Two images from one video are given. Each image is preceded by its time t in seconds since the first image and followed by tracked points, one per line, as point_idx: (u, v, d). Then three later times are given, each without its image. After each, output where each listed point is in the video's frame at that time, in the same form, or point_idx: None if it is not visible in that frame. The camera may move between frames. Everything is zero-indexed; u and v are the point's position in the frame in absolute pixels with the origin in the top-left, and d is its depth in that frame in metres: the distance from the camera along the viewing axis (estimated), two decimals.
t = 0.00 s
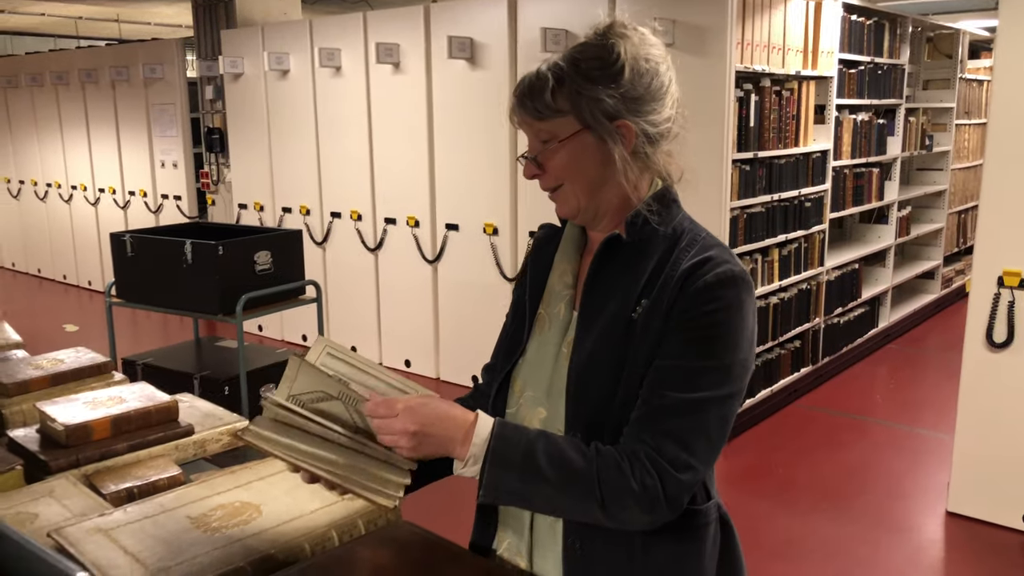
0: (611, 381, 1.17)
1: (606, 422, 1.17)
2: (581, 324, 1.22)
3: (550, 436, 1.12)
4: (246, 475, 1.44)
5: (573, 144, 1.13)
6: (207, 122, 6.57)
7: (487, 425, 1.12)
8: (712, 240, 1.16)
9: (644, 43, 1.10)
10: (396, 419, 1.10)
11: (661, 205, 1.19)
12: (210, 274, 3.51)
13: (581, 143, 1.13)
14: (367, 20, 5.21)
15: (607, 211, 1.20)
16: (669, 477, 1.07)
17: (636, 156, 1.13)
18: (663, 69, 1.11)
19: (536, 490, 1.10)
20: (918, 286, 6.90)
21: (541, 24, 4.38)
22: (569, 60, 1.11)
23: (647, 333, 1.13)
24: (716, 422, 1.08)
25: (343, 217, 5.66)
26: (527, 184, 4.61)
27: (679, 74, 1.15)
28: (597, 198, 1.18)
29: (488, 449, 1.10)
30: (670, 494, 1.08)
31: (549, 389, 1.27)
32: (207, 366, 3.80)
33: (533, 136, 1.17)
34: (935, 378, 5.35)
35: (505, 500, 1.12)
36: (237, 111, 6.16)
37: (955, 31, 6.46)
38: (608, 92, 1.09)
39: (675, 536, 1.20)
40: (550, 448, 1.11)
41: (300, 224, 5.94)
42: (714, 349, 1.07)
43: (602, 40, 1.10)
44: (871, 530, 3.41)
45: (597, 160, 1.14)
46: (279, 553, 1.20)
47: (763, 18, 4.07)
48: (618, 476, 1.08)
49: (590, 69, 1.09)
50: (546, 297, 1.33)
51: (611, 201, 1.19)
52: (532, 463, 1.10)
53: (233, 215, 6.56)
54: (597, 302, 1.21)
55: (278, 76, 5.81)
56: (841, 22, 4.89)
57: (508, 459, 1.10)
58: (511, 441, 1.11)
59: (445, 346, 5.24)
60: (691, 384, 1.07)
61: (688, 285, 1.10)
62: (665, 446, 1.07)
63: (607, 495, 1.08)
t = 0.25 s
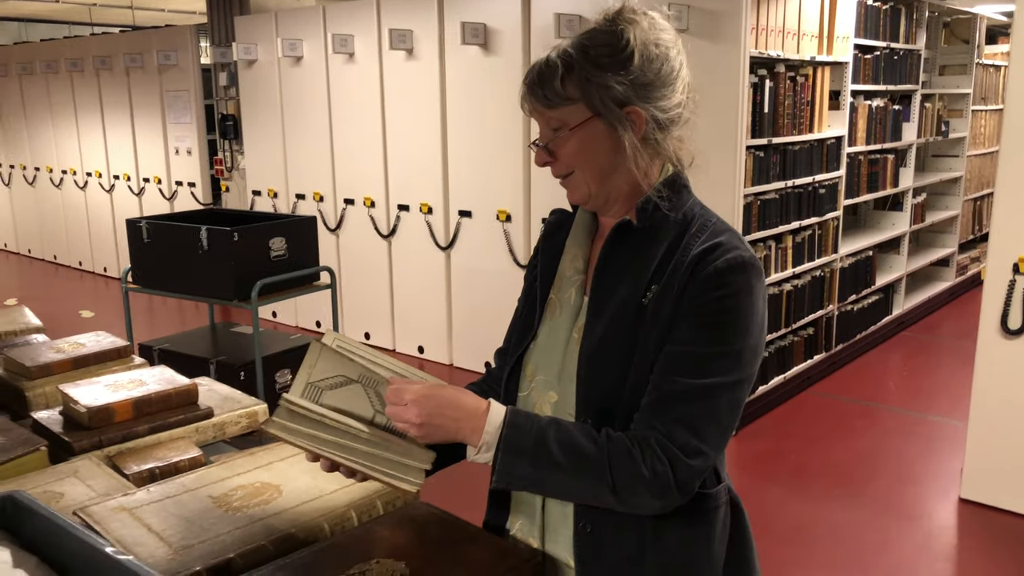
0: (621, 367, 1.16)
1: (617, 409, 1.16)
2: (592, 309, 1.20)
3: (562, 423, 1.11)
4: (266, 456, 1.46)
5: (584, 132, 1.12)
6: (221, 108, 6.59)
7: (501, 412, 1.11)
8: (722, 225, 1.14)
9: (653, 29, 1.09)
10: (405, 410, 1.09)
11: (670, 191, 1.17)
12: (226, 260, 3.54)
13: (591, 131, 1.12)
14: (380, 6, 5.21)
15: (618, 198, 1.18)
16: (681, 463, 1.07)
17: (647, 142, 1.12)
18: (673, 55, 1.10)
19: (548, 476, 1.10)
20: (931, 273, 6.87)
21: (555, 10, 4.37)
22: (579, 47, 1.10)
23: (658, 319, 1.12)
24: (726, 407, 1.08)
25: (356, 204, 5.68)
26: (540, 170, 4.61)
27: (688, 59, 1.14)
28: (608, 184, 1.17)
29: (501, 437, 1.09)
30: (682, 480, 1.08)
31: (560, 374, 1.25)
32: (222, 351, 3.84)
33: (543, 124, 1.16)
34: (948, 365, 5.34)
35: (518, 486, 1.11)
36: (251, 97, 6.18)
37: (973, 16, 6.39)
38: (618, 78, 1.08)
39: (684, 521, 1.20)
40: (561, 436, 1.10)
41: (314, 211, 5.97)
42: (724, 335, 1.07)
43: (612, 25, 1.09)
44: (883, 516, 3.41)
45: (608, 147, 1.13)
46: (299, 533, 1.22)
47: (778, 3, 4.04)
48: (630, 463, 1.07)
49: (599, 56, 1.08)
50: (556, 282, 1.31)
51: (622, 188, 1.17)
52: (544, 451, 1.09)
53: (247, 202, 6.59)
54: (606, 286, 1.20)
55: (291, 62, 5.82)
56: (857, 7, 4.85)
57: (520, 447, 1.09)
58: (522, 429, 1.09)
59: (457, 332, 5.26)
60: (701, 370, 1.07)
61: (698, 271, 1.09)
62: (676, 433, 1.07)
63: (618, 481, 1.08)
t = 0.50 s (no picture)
0: (642, 369, 1.14)
1: (639, 410, 1.15)
2: (612, 311, 1.18)
3: (586, 426, 1.11)
4: (287, 456, 1.47)
5: (603, 136, 1.08)
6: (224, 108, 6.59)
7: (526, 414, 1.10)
8: (742, 225, 1.12)
9: (670, 29, 1.04)
10: (432, 415, 1.08)
11: (689, 190, 1.15)
12: (234, 260, 3.54)
13: (610, 134, 1.08)
14: (384, 5, 5.21)
15: (637, 200, 1.15)
16: (706, 464, 1.06)
17: (665, 144, 1.08)
18: (690, 54, 1.05)
19: (573, 478, 1.10)
20: (935, 268, 6.87)
21: (559, 8, 4.37)
22: (594, 49, 1.06)
23: (679, 320, 1.10)
24: (749, 408, 1.07)
25: (360, 203, 5.68)
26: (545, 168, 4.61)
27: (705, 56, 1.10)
28: (627, 186, 1.13)
29: (525, 441, 1.09)
30: (707, 480, 1.07)
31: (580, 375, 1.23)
32: (230, 351, 3.84)
33: (560, 127, 1.12)
34: (954, 360, 5.34)
35: (544, 487, 1.11)
36: (255, 97, 6.18)
37: (975, 11, 6.38)
38: (636, 81, 1.04)
39: (708, 519, 1.19)
40: (586, 439, 1.10)
41: (318, 210, 5.97)
42: (746, 337, 1.05)
43: (628, 26, 1.04)
44: (892, 511, 3.41)
45: (627, 150, 1.09)
46: (325, 532, 1.23)
47: None
48: (655, 466, 1.07)
49: (616, 58, 1.04)
50: (576, 284, 1.28)
51: (641, 189, 1.14)
52: (570, 455, 1.09)
53: (251, 201, 6.60)
54: (626, 287, 1.18)
55: (295, 62, 5.83)
56: (860, 3, 4.85)
57: (546, 450, 1.09)
58: (548, 432, 1.09)
59: (463, 329, 5.27)
60: (724, 371, 1.06)
61: (719, 271, 1.07)
62: (700, 434, 1.06)
63: (643, 482, 1.08)
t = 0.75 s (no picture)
0: (665, 371, 1.14)
1: (662, 412, 1.15)
2: (633, 313, 1.18)
3: (611, 427, 1.10)
4: (303, 461, 1.47)
5: (625, 137, 1.08)
6: (214, 112, 6.52)
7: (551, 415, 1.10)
8: (764, 226, 1.12)
9: (692, 30, 1.04)
10: (457, 417, 1.08)
11: (710, 191, 1.15)
12: (229, 264, 3.52)
13: (632, 135, 1.08)
14: (375, 7, 5.20)
15: (657, 201, 1.15)
16: (731, 465, 1.06)
17: (686, 145, 1.08)
18: (711, 56, 1.05)
19: (598, 480, 1.09)
20: (925, 266, 6.92)
21: (552, 9, 4.37)
22: (616, 49, 1.05)
23: (703, 322, 1.10)
24: (774, 409, 1.07)
25: (353, 206, 5.66)
26: (539, 169, 4.60)
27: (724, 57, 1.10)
28: (647, 187, 1.13)
29: (551, 442, 1.08)
30: (732, 482, 1.07)
31: (600, 378, 1.23)
32: (227, 356, 3.82)
33: (581, 128, 1.12)
34: (945, 356, 5.38)
35: (568, 490, 1.10)
36: (245, 100, 6.15)
37: (961, 10, 6.44)
38: (659, 82, 1.03)
39: (730, 520, 1.19)
40: (612, 441, 1.09)
41: (311, 213, 5.94)
42: (771, 338, 1.05)
43: (650, 27, 1.04)
44: (890, 508, 3.41)
45: (649, 151, 1.09)
46: (346, 538, 1.22)
47: None
48: (680, 467, 1.07)
49: (639, 59, 1.04)
50: (594, 285, 1.28)
51: (661, 190, 1.14)
52: (595, 456, 1.08)
53: (242, 206, 6.57)
54: (647, 289, 1.18)
55: (285, 65, 5.80)
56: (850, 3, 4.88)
57: (570, 452, 1.08)
58: (573, 434, 1.09)
59: (458, 332, 5.26)
60: (749, 372, 1.05)
61: (743, 272, 1.07)
62: (726, 436, 1.06)
63: (669, 484, 1.08)
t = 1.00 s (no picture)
0: (679, 372, 1.14)
1: (676, 413, 1.15)
2: (644, 313, 1.18)
3: (627, 428, 1.10)
4: (306, 468, 1.45)
5: (637, 137, 1.09)
6: (192, 114, 6.45)
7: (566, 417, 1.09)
8: (775, 227, 1.13)
9: (705, 30, 1.05)
10: (472, 417, 1.06)
11: (722, 192, 1.15)
12: (214, 268, 3.47)
13: (644, 135, 1.08)
14: (356, 8, 5.16)
15: (669, 201, 1.15)
16: (747, 466, 1.06)
17: (699, 146, 1.09)
18: (725, 56, 1.07)
19: (613, 482, 1.08)
20: (903, 263, 7.00)
21: (535, 9, 4.36)
22: (630, 48, 1.06)
23: (717, 322, 1.10)
24: (789, 410, 1.07)
25: (335, 208, 5.62)
26: (523, 170, 4.60)
27: (735, 59, 1.12)
28: (658, 188, 1.14)
29: (569, 445, 1.07)
30: (747, 483, 1.07)
31: (611, 379, 1.24)
32: (210, 361, 3.77)
33: (593, 127, 1.12)
34: (926, 352, 5.44)
35: (584, 491, 1.10)
36: (224, 102, 6.08)
37: (936, 10, 6.52)
38: (673, 82, 1.04)
39: (744, 522, 1.18)
40: (628, 441, 1.09)
41: (292, 216, 5.89)
42: (786, 338, 1.05)
43: (664, 27, 1.05)
44: (879, 503, 3.43)
45: (661, 151, 1.09)
46: (355, 545, 1.20)
47: None
48: (696, 468, 1.06)
49: (653, 59, 1.04)
50: (604, 286, 1.29)
51: (672, 192, 1.14)
52: (611, 458, 1.08)
53: (221, 209, 6.49)
54: (659, 289, 1.18)
55: (265, 66, 5.75)
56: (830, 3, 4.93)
57: (585, 454, 1.08)
58: (590, 437, 1.08)
59: (443, 334, 5.23)
60: (764, 373, 1.05)
61: (756, 273, 1.08)
62: (741, 436, 1.06)
63: (685, 485, 1.07)
